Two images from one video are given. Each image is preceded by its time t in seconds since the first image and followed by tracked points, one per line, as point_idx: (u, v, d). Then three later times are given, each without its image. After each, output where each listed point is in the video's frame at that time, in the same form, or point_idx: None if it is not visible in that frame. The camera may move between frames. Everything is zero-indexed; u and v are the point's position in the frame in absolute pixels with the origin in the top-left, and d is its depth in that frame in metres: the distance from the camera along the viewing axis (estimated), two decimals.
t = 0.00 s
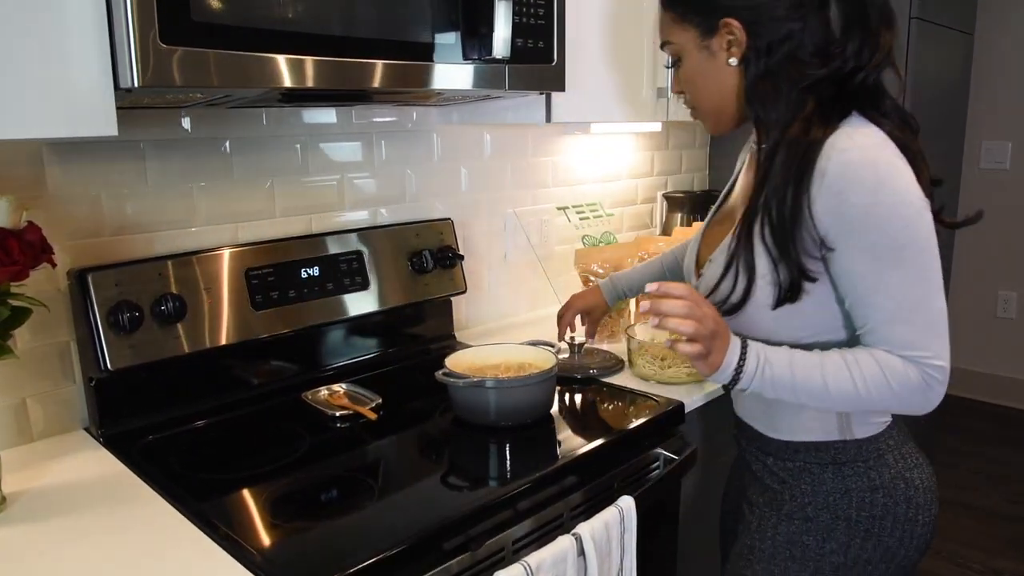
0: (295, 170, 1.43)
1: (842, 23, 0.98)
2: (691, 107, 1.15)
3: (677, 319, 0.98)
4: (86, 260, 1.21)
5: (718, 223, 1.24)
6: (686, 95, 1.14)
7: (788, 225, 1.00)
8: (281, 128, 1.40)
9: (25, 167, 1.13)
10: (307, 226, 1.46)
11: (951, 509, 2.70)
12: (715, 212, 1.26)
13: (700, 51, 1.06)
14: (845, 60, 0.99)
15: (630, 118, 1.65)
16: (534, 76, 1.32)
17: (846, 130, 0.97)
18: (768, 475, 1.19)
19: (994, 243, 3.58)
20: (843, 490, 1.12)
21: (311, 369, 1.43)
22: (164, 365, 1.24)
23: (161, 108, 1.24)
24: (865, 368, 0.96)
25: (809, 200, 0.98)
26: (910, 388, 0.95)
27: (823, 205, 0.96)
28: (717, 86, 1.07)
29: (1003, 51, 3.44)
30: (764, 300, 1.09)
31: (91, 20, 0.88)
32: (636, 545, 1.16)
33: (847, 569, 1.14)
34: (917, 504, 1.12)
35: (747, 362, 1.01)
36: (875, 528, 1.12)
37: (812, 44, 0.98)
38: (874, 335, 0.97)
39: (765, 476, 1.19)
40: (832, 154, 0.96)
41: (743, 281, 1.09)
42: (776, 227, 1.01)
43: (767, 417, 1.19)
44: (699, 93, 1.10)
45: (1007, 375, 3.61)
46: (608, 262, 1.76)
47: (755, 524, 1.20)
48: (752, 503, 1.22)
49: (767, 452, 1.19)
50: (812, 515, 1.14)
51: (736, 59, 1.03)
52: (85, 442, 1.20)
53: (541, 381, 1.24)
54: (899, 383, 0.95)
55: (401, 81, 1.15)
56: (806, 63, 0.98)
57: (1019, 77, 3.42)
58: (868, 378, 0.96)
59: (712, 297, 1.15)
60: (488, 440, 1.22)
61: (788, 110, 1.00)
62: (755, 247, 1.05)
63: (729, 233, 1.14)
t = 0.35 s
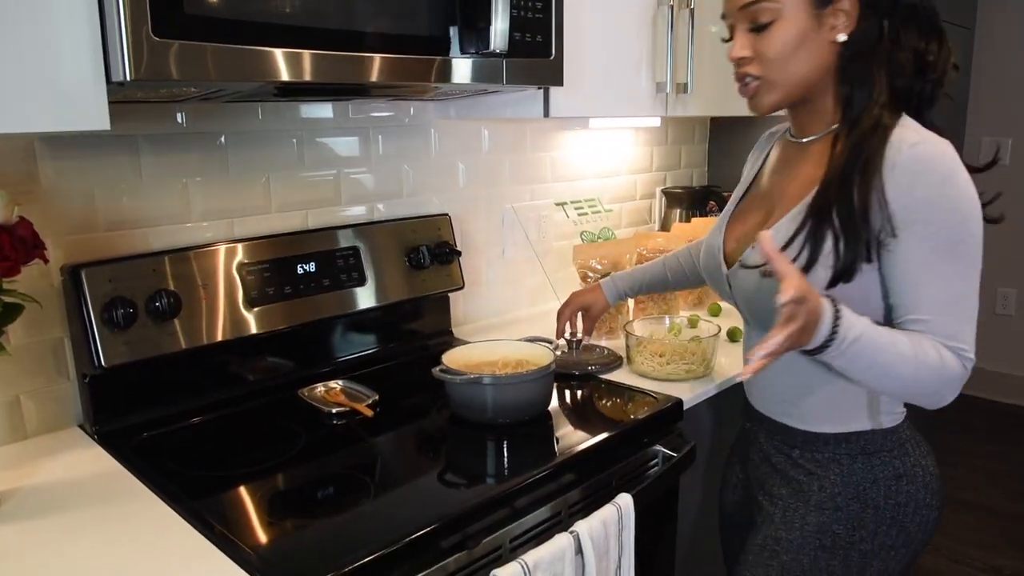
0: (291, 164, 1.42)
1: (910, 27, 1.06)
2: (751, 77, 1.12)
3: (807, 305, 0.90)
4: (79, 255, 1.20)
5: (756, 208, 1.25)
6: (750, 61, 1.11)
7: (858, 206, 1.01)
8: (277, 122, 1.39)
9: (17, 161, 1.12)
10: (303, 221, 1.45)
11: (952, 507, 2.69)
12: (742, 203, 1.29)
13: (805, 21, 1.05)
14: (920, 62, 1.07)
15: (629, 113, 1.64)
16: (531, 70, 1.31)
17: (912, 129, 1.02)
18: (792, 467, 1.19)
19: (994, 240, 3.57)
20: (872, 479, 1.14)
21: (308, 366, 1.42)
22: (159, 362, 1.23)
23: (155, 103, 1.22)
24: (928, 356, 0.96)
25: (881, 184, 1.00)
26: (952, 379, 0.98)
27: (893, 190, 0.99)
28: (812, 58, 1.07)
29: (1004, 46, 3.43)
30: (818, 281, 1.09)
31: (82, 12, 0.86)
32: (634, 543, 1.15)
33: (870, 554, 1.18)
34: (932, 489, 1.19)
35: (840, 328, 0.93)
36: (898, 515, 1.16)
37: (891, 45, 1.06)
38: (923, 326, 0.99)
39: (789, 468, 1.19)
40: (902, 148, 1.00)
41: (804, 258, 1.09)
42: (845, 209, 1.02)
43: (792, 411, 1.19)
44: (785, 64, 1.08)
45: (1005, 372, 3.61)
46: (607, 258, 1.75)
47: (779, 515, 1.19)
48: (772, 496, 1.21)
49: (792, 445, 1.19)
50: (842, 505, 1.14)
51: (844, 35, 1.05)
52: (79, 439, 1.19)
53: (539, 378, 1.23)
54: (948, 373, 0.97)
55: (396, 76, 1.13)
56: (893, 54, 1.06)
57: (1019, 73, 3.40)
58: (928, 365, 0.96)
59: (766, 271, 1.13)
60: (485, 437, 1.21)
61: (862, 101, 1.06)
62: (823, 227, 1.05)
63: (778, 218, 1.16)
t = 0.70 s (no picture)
0: (291, 163, 1.41)
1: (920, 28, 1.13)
2: (818, 64, 1.10)
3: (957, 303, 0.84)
4: (78, 254, 1.19)
5: (773, 204, 1.22)
6: (828, 45, 1.08)
7: (916, 195, 1.02)
8: (277, 120, 1.38)
9: (14, 160, 1.11)
10: (303, 220, 1.45)
11: (954, 507, 2.68)
12: (751, 200, 1.26)
13: (880, 12, 1.07)
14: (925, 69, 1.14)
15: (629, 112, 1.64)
16: (531, 68, 1.30)
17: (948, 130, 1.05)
18: (812, 467, 1.19)
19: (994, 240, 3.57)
20: (894, 475, 1.15)
21: (307, 365, 1.42)
22: (158, 361, 1.22)
23: (154, 101, 1.22)
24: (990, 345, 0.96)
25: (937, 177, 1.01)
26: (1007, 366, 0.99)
27: (950, 181, 1.00)
28: (876, 52, 1.09)
29: (1005, 45, 3.42)
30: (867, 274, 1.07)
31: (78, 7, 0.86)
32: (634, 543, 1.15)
33: (891, 549, 1.19)
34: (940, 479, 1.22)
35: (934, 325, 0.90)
36: (915, 507, 1.18)
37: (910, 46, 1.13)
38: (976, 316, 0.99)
39: (809, 469, 1.19)
40: (949, 145, 1.02)
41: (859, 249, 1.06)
42: (899, 201, 1.03)
43: (821, 410, 1.17)
44: (856, 52, 1.08)
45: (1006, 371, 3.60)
46: (607, 257, 1.75)
47: (801, 516, 1.19)
48: (789, 497, 1.21)
49: (813, 445, 1.19)
50: (867, 502, 1.15)
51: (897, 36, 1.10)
52: (77, 438, 1.19)
53: (538, 377, 1.23)
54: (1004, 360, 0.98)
55: (395, 74, 1.13)
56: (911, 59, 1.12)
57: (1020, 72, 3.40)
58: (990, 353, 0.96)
59: (821, 260, 1.09)
60: (484, 436, 1.21)
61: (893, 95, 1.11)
62: (878, 217, 1.05)
63: (813, 211, 1.14)
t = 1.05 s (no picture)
0: (282, 165, 1.41)
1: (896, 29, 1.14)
2: (798, 69, 1.11)
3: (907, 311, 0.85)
4: (68, 257, 1.19)
5: (759, 204, 1.22)
6: (806, 50, 1.09)
7: (901, 192, 1.03)
8: (270, 123, 1.38)
9: (4, 162, 1.11)
10: (295, 223, 1.45)
11: (946, 506, 2.69)
12: (737, 201, 1.27)
13: (858, 18, 1.08)
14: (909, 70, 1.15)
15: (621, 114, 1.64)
16: (524, 70, 1.31)
17: (930, 128, 1.07)
18: (804, 468, 1.19)
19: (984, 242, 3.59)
20: (884, 475, 1.16)
21: (299, 368, 1.42)
22: (149, 364, 1.22)
23: (146, 103, 1.22)
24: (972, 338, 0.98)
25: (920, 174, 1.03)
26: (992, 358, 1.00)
27: (933, 178, 1.02)
28: (855, 58, 1.10)
29: (995, 47, 3.44)
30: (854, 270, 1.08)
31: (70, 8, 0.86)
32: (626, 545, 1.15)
33: (883, 550, 1.20)
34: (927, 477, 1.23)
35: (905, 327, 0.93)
36: (905, 507, 1.19)
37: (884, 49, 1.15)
38: (957, 311, 1.01)
39: (800, 470, 1.19)
40: (932, 141, 1.04)
41: (846, 249, 1.07)
42: (885, 198, 1.04)
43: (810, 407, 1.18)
44: (835, 57, 1.09)
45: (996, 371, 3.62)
46: (599, 259, 1.75)
47: (793, 518, 1.19)
48: (781, 499, 1.21)
49: (804, 446, 1.19)
50: (859, 502, 1.15)
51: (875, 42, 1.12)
52: (68, 442, 1.19)
53: (531, 380, 1.23)
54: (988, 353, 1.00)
55: (387, 77, 1.13)
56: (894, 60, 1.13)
57: (1010, 75, 3.42)
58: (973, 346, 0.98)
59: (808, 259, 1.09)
60: (477, 439, 1.21)
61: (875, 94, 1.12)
62: (865, 216, 1.05)
63: (798, 210, 1.14)
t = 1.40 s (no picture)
0: (278, 172, 1.42)
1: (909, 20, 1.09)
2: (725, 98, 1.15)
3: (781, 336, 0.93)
4: (65, 263, 1.19)
5: (740, 210, 1.23)
6: (725, 82, 1.13)
7: (868, 207, 1.04)
8: (265, 129, 1.38)
9: None
10: (291, 229, 1.45)
11: (941, 508, 2.69)
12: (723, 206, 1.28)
13: (768, 39, 1.07)
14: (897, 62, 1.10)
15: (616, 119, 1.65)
16: (519, 76, 1.31)
17: (906, 135, 1.07)
18: (783, 472, 1.19)
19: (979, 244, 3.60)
20: (862, 480, 1.16)
21: (296, 374, 1.42)
22: (145, 370, 1.22)
23: (142, 110, 1.22)
24: (931, 353, 1.00)
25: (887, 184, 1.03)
26: (960, 371, 1.02)
27: (900, 189, 1.02)
28: (781, 76, 1.09)
29: (988, 51, 3.46)
30: (826, 278, 1.10)
31: (68, 17, 0.86)
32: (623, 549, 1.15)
33: (863, 557, 1.19)
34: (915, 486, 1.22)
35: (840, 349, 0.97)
36: (887, 514, 1.18)
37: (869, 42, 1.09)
38: (923, 323, 1.03)
39: (779, 474, 1.19)
40: (903, 151, 1.04)
41: (816, 260, 1.09)
42: (853, 210, 1.05)
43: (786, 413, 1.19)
44: (755, 82, 1.09)
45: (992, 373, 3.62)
46: (594, 264, 1.75)
47: (771, 521, 1.19)
48: (761, 502, 1.21)
49: (782, 449, 1.19)
50: (836, 507, 1.16)
51: (810, 51, 1.07)
52: (64, 449, 1.19)
53: (527, 384, 1.24)
54: (954, 365, 1.01)
55: (381, 83, 1.13)
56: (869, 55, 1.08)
57: (1002, 78, 3.44)
58: (934, 360, 1.00)
59: (772, 275, 1.12)
60: (473, 444, 1.21)
61: (848, 97, 1.08)
62: (834, 229, 1.06)
63: (772, 218, 1.16)
